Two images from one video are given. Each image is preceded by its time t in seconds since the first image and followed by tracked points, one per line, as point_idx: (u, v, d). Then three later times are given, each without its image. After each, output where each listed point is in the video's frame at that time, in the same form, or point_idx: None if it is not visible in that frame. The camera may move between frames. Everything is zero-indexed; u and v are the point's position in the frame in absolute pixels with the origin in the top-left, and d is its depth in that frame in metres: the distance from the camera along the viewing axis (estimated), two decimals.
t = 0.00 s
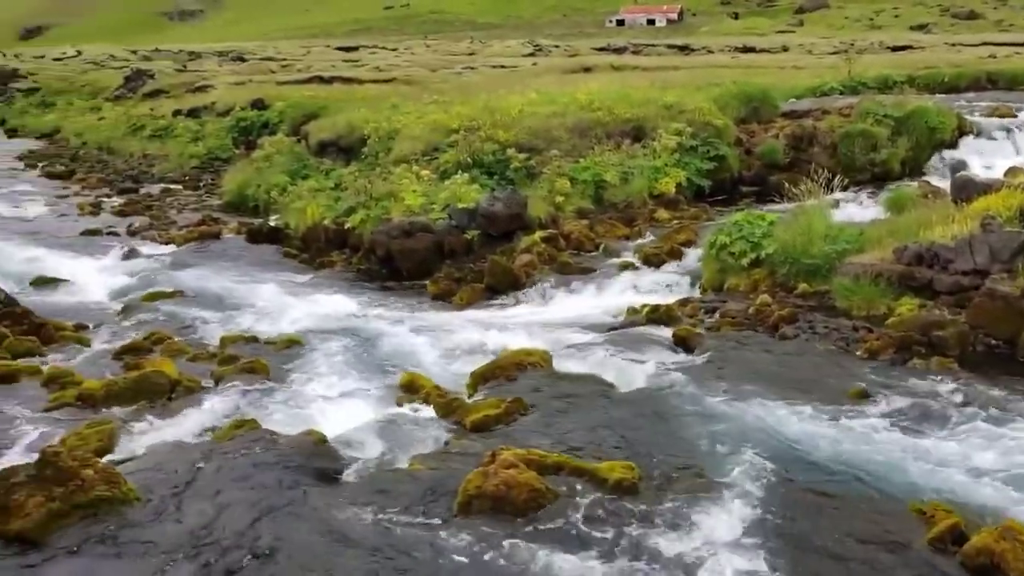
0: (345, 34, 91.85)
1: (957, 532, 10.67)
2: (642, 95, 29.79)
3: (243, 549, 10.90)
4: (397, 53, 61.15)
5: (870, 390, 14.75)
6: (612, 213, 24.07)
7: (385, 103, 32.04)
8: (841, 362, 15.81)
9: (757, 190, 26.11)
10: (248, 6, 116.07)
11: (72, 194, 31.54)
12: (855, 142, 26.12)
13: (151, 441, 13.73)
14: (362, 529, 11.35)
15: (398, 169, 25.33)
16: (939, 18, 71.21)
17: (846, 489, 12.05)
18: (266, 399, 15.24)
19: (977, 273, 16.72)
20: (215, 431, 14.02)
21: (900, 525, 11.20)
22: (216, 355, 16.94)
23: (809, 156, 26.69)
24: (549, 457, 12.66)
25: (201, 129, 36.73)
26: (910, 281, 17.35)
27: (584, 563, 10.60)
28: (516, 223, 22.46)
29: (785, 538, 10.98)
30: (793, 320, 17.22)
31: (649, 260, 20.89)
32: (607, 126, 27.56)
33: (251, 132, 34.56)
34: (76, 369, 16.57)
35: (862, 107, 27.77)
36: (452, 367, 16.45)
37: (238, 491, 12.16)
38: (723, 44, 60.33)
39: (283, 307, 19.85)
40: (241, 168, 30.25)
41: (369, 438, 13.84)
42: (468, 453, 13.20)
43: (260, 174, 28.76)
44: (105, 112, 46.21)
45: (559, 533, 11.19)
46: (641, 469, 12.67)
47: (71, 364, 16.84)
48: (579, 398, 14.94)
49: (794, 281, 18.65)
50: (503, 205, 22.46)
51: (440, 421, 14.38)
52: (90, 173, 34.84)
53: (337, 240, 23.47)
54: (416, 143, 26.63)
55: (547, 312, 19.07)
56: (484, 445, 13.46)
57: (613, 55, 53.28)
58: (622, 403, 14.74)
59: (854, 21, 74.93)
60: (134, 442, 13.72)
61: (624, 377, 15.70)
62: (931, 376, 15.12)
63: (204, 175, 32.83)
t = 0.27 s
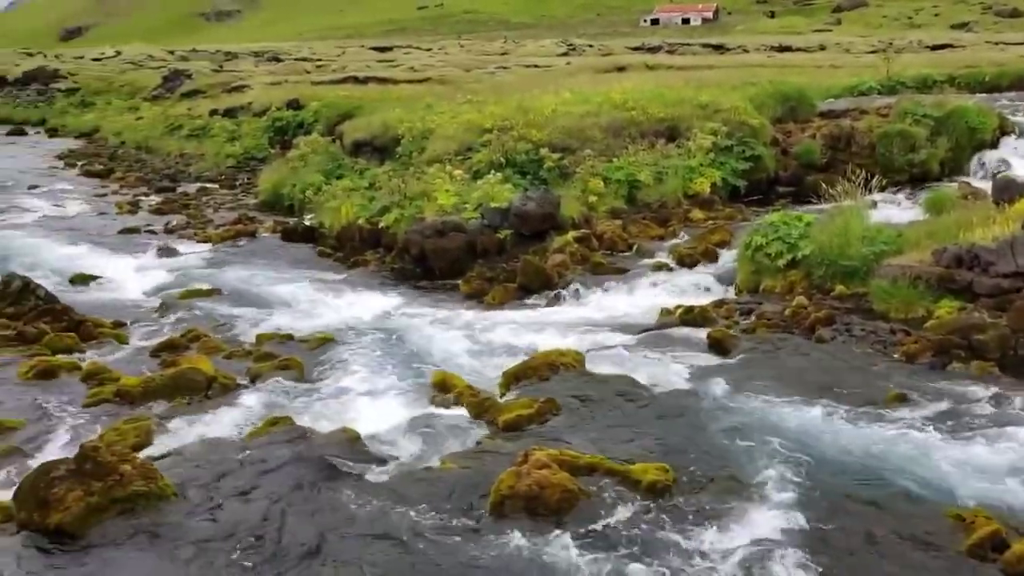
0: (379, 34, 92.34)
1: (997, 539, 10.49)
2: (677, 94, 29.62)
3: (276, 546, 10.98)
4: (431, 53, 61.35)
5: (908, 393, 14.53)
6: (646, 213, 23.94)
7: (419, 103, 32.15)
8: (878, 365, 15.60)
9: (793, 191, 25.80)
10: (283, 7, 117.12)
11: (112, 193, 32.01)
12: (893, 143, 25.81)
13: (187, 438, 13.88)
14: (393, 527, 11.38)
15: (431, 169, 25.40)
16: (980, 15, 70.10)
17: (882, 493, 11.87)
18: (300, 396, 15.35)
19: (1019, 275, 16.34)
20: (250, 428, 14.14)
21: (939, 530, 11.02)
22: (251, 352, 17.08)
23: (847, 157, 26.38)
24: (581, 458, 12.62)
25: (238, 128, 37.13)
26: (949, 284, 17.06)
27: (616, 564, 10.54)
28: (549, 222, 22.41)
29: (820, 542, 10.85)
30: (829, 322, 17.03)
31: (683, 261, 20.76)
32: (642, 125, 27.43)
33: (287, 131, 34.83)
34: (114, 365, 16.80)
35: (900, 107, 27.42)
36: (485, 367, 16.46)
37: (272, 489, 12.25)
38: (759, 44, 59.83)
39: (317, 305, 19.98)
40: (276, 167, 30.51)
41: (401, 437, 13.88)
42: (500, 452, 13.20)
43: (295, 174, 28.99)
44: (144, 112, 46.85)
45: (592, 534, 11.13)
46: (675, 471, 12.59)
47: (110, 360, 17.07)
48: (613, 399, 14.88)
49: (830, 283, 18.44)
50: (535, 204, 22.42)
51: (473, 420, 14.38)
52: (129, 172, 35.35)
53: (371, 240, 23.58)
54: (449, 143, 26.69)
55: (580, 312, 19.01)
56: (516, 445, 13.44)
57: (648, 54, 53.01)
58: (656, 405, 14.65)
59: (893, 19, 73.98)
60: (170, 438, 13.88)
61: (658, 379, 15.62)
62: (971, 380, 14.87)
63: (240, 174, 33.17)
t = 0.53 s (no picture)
0: (407, 35, 92.65)
1: None
2: (707, 93, 29.44)
3: (306, 545, 11.03)
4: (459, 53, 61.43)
5: (942, 395, 14.33)
6: (676, 212, 23.82)
7: (447, 103, 32.21)
8: (912, 366, 15.40)
9: (825, 190, 25.45)
10: (313, 8, 117.87)
11: (145, 194, 32.38)
12: (927, 141, 25.50)
13: (218, 436, 13.99)
14: (423, 526, 11.41)
15: (460, 169, 25.44)
16: (1017, 11, 68.97)
17: (917, 496, 11.72)
18: (330, 395, 15.43)
19: None
20: (281, 426, 14.24)
21: (975, 534, 10.85)
22: (281, 351, 17.21)
23: (879, 155, 26.06)
24: (611, 458, 12.57)
25: (268, 129, 37.41)
26: (985, 284, 16.80)
27: (647, 565, 10.49)
28: (577, 222, 22.35)
29: (853, 545, 10.72)
30: (862, 322, 16.84)
31: (713, 261, 20.63)
32: (671, 124, 27.30)
33: (316, 132, 35.04)
34: (147, 364, 16.99)
35: (934, 105, 27.09)
36: (513, 367, 16.45)
37: (304, 487, 12.33)
38: (790, 41, 59.29)
39: (346, 305, 20.08)
40: (306, 168, 30.70)
41: (431, 436, 13.90)
42: (529, 452, 13.17)
43: (324, 174, 29.17)
44: (176, 113, 47.35)
45: (622, 535, 11.08)
46: (705, 472, 12.50)
47: (143, 358, 17.27)
48: (642, 399, 14.81)
49: (863, 283, 18.24)
50: (564, 204, 22.38)
51: (501, 420, 14.36)
52: (161, 173, 35.73)
53: (400, 239, 23.66)
54: (478, 143, 26.71)
55: (609, 312, 18.95)
56: (545, 444, 13.43)
57: (676, 53, 52.76)
58: (686, 405, 14.56)
59: (926, 16, 73.01)
60: (202, 436, 14.00)
61: (688, 379, 15.52)
62: (1008, 382, 14.63)
63: (270, 175, 33.43)
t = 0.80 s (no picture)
0: (432, 36, 92.89)
1: None
2: (733, 94, 29.27)
3: (329, 546, 11.05)
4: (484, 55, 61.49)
5: (971, 399, 14.14)
6: (701, 214, 23.69)
7: (472, 104, 32.23)
8: (940, 370, 15.19)
9: (852, 192, 25.31)
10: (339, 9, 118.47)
11: (172, 194, 32.68)
12: (956, 143, 25.21)
13: (243, 435, 14.07)
14: (446, 526, 11.41)
15: (484, 170, 25.44)
16: None
17: (946, 502, 11.56)
18: (354, 395, 15.47)
19: None
20: (306, 425, 14.30)
21: (1004, 542, 10.68)
22: (306, 351, 17.29)
23: (907, 157, 25.78)
24: (634, 461, 12.51)
25: (293, 130, 37.62)
26: (1015, 288, 16.58)
27: (670, 568, 10.42)
28: (602, 223, 22.29)
29: (880, 550, 10.59)
30: (889, 325, 16.66)
31: (738, 263, 20.49)
32: (697, 126, 27.16)
33: (341, 133, 35.18)
34: (173, 363, 17.12)
35: (964, 106, 26.80)
36: (537, 369, 16.42)
37: (328, 486, 12.38)
38: (818, 42, 58.82)
39: (371, 306, 20.13)
40: (331, 169, 30.83)
41: (454, 437, 13.90)
42: (553, 454, 13.13)
43: (349, 175, 29.31)
44: (203, 114, 47.73)
45: (645, 538, 11.01)
46: (730, 476, 12.41)
47: (169, 358, 17.41)
48: (667, 402, 14.73)
49: (890, 286, 18.05)
50: (588, 205, 22.31)
51: (525, 422, 14.34)
52: (188, 174, 36.04)
53: (424, 240, 23.70)
54: (502, 144, 26.70)
55: (633, 314, 18.87)
56: (568, 447, 13.39)
57: (702, 54, 52.50)
58: (711, 409, 14.46)
59: (957, 16, 72.20)
60: (227, 436, 14.09)
61: (713, 383, 15.41)
62: None
63: (296, 176, 33.62)
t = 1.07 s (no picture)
0: (462, 36, 93.08)
1: None
2: (764, 93, 29.04)
3: (359, 544, 11.09)
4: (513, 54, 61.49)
5: (1007, 402, 13.91)
6: (732, 214, 23.52)
7: (501, 104, 32.23)
8: (976, 372, 14.96)
9: (885, 193, 24.90)
10: (368, 10, 119.00)
11: (204, 194, 33.02)
12: (992, 142, 24.76)
13: (274, 433, 14.17)
14: (474, 526, 11.41)
15: (513, 170, 25.44)
16: None
17: (981, 507, 11.38)
18: (383, 394, 15.53)
19: None
20: (336, 423, 14.39)
21: None
22: (336, 350, 17.38)
23: (942, 157, 25.42)
24: (664, 463, 12.44)
25: (323, 130, 37.84)
26: None
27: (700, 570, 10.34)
28: (631, 223, 22.20)
29: (914, 555, 10.45)
30: (923, 327, 16.45)
31: (769, 263, 20.32)
32: (728, 125, 26.99)
33: (371, 133, 35.31)
34: (205, 361, 17.28)
35: (1000, 105, 26.42)
36: (566, 369, 16.39)
37: (358, 484, 12.43)
38: (850, 40, 58.22)
39: (400, 305, 20.20)
40: (361, 169, 30.98)
41: (483, 436, 13.90)
42: (581, 455, 13.10)
43: (379, 175, 29.47)
44: (235, 114, 48.15)
45: (675, 540, 10.95)
46: (760, 478, 12.31)
47: (201, 355, 17.58)
48: (696, 403, 14.64)
49: (924, 287, 17.83)
50: (617, 205, 22.23)
51: (554, 422, 14.31)
52: (220, 174, 36.38)
53: (452, 240, 23.76)
54: (531, 144, 26.68)
55: (662, 314, 18.77)
56: (597, 447, 13.36)
57: (733, 53, 52.14)
58: (741, 410, 14.36)
59: (993, 14, 71.15)
60: (258, 433, 14.21)
61: (744, 384, 15.30)
62: None
63: (326, 176, 33.83)
